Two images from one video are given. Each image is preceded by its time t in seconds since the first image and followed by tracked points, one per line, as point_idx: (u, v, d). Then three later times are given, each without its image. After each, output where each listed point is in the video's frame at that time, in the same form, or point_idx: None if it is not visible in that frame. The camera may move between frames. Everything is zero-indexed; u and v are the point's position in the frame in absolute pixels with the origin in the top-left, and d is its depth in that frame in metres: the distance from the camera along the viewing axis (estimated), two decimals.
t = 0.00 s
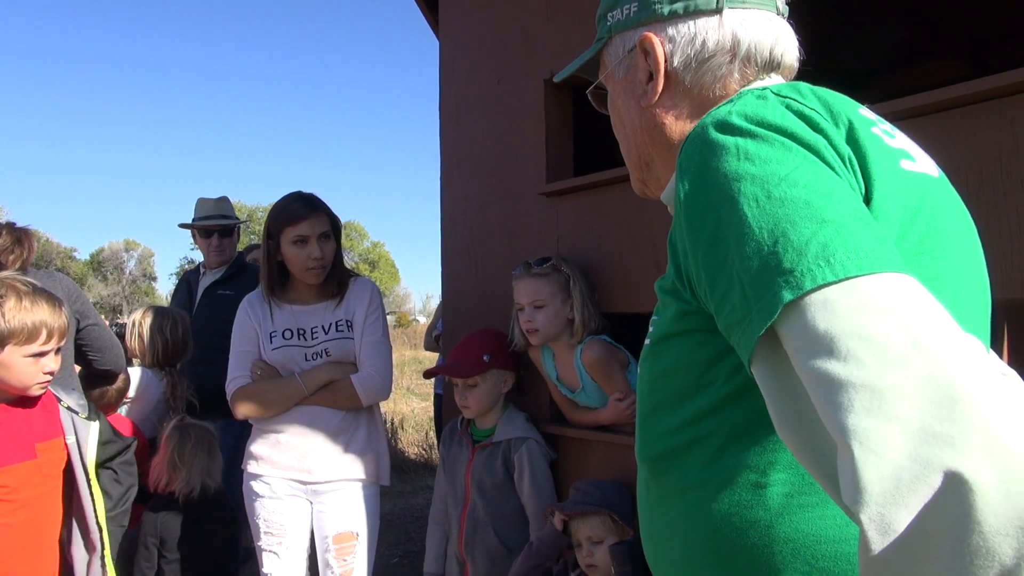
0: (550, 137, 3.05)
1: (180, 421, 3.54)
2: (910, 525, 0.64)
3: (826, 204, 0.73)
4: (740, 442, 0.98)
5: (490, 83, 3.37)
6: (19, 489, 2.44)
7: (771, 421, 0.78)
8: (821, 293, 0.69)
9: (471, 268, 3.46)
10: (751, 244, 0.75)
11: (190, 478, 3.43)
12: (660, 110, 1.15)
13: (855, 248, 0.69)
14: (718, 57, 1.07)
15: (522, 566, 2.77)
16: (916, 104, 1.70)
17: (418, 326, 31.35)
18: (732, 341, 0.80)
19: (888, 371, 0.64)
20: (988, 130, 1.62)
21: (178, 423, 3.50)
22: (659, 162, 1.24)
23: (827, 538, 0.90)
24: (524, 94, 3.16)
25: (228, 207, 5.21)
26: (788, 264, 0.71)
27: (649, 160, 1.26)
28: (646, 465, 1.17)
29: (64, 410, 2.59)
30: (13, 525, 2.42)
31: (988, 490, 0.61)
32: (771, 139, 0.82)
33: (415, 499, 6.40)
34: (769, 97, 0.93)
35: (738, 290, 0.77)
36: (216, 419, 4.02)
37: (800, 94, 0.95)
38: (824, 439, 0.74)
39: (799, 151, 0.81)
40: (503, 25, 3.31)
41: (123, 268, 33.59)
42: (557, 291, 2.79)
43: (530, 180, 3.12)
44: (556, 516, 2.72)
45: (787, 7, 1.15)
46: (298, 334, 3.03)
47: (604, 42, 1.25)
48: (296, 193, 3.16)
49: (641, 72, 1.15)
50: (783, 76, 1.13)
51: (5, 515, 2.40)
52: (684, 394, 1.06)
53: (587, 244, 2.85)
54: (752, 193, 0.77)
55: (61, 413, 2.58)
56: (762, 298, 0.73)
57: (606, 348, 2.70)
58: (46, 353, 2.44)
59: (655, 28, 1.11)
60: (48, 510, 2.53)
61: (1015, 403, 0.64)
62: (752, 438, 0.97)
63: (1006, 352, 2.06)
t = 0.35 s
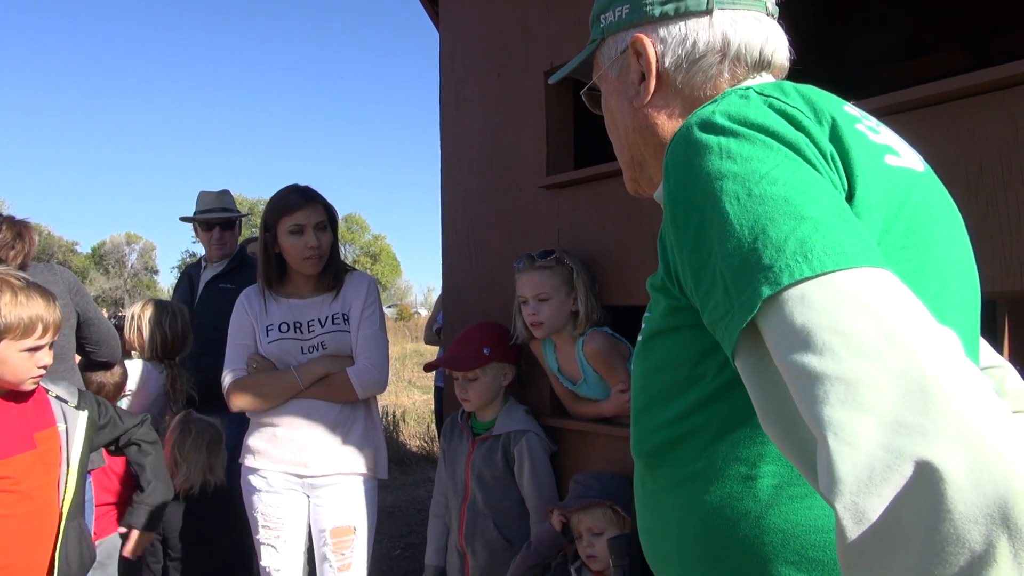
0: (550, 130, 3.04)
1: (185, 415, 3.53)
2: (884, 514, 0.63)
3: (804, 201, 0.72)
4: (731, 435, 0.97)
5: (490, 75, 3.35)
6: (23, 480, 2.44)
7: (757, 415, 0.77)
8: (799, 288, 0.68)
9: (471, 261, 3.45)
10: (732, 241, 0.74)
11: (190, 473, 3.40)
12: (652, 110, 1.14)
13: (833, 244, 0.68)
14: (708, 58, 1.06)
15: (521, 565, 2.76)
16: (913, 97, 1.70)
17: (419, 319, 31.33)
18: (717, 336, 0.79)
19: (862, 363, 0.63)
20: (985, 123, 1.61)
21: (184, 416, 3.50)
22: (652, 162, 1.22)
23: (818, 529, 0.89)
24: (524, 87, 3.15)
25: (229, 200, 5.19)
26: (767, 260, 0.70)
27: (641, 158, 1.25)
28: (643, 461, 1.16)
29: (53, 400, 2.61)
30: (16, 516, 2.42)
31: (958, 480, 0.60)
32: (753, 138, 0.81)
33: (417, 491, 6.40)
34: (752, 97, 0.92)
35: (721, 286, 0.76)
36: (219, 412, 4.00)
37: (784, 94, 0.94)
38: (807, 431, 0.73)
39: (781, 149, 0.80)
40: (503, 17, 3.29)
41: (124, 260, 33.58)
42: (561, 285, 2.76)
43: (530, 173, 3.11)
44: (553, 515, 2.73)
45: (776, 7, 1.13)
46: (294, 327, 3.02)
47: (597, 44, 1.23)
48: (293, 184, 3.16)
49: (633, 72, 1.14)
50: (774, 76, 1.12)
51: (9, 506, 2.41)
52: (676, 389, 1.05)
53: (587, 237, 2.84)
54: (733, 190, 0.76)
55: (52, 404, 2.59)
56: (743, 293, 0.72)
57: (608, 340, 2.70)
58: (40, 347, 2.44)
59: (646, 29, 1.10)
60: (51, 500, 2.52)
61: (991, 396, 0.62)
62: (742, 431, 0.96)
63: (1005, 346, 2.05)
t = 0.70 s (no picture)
0: (547, 125, 3.02)
1: (184, 413, 3.46)
2: (892, 504, 0.61)
3: (809, 197, 0.71)
4: (732, 429, 0.96)
5: (488, 70, 3.33)
6: (9, 479, 2.43)
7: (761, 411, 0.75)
8: (805, 283, 0.66)
9: (468, 257, 3.43)
10: (736, 237, 0.72)
11: (189, 472, 3.38)
12: (658, 103, 1.12)
13: (838, 239, 0.67)
14: (718, 54, 1.05)
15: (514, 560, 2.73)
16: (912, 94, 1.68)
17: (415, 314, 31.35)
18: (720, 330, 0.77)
19: (868, 356, 0.62)
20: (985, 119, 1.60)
21: (182, 413, 3.44)
22: (651, 156, 1.21)
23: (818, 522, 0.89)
24: (521, 82, 3.13)
25: (225, 194, 5.17)
26: (773, 255, 0.69)
27: (640, 152, 1.23)
28: (642, 456, 1.15)
29: (46, 395, 2.57)
30: (5, 515, 2.41)
31: (966, 471, 0.59)
32: (757, 135, 0.80)
33: (414, 487, 6.39)
34: (754, 94, 0.90)
35: (725, 281, 0.74)
36: (214, 408, 3.98)
37: (784, 91, 0.93)
38: (810, 426, 0.71)
39: (784, 146, 0.79)
40: (500, 12, 3.27)
41: (120, 256, 33.49)
42: (562, 280, 2.74)
43: (527, 168, 3.09)
44: (551, 510, 2.73)
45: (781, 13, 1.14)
46: (287, 322, 3.00)
47: (600, 34, 1.21)
48: (282, 183, 3.14)
49: (640, 65, 1.12)
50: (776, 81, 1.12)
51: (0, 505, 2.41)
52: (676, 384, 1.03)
53: (585, 233, 2.83)
54: (738, 186, 0.75)
55: (40, 397, 2.56)
56: (748, 289, 0.70)
57: (608, 335, 2.68)
58: (15, 342, 2.43)
59: (657, 22, 1.08)
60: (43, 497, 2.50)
61: (995, 390, 0.62)
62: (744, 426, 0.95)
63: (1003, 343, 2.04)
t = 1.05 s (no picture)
0: (547, 126, 3.01)
1: (185, 419, 3.48)
2: (980, 477, 0.62)
3: (849, 183, 0.72)
4: (768, 427, 0.95)
5: (487, 73, 3.32)
6: (5, 480, 2.41)
7: (812, 402, 0.75)
8: (859, 265, 0.68)
9: (467, 260, 3.42)
10: (780, 226, 0.74)
11: (189, 477, 3.36)
12: (662, 116, 1.11)
13: (884, 222, 0.68)
14: (721, 64, 1.06)
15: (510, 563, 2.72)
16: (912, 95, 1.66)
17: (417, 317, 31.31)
18: (765, 323, 0.77)
19: (935, 331, 0.63)
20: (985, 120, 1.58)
21: (184, 418, 3.47)
22: (658, 168, 1.18)
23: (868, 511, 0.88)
24: (521, 83, 3.12)
25: (224, 197, 5.16)
26: (821, 241, 0.70)
27: (647, 165, 1.20)
28: (669, 463, 1.13)
29: (34, 399, 2.56)
30: None
31: None
32: (785, 127, 0.81)
33: (414, 490, 6.37)
34: (775, 90, 0.92)
35: (768, 272, 0.75)
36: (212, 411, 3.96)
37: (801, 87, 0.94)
38: (869, 417, 0.71)
39: (815, 137, 0.80)
40: (499, 15, 3.26)
41: (121, 258, 33.50)
42: (564, 282, 2.72)
43: (527, 171, 3.08)
44: (546, 512, 2.71)
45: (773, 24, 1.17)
46: (287, 325, 2.99)
47: (597, 53, 1.19)
48: (281, 186, 3.13)
49: (642, 79, 1.11)
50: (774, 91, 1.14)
51: None
52: (706, 384, 1.03)
53: (584, 236, 2.82)
54: (775, 177, 0.76)
55: (30, 402, 2.55)
56: (798, 276, 0.71)
57: (611, 337, 2.67)
58: (9, 343, 2.42)
59: (656, 36, 1.08)
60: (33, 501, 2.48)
61: None
62: (781, 422, 0.94)
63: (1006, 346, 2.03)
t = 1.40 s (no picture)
0: (538, 128, 2.99)
1: (174, 420, 3.42)
2: (994, 489, 0.59)
3: (859, 174, 0.71)
4: (768, 432, 0.93)
5: (479, 75, 3.30)
6: None
7: (814, 406, 0.73)
8: (869, 261, 0.66)
9: (459, 262, 3.39)
10: (786, 218, 0.72)
11: (173, 480, 3.32)
12: (666, 97, 1.10)
13: (896, 214, 0.66)
14: (735, 50, 1.04)
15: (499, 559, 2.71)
16: (915, 95, 1.66)
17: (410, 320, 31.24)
18: (768, 320, 0.75)
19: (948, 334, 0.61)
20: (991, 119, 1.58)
21: (168, 421, 3.40)
22: (655, 152, 1.17)
23: (871, 526, 0.87)
24: (513, 85, 3.10)
25: (211, 200, 5.11)
26: (830, 235, 0.68)
27: (643, 148, 1.19)
28: (661, 466, 1.11)
29: (17, 409, 2.53)
30: None
31: None
32: (794, 116, 0.80)
33: (407, 493, 6.33)
34: (784, 77, 0.91)
35: (772, 267, 0.73)
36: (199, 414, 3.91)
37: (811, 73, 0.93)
38: (876, 424, 0.69)
39: (823, 126, 0.79)
40: (491, 17, 3.24)
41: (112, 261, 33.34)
42: (557, 284, 2.70)
43: (519, 174, 3.06)
44: (537, 506, 2.68)
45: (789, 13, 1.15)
46: (277, 329, 2.95)
47: (606, 21, 1.17)
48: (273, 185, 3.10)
49: (650, 56, 1.10)
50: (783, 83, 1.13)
51: None
52: (702, 385, 1.00)
53: (576, 238, 2.79)
54: (782, 166, 0.74)
55: (13, 412, 2.51)
56: (803, 273, 0.69)
57: (602, 340, 2.64)
58: None
59: (670, 13, 1.06)
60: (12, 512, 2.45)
61: None
62: (781, 427, 0.92)
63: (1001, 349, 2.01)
